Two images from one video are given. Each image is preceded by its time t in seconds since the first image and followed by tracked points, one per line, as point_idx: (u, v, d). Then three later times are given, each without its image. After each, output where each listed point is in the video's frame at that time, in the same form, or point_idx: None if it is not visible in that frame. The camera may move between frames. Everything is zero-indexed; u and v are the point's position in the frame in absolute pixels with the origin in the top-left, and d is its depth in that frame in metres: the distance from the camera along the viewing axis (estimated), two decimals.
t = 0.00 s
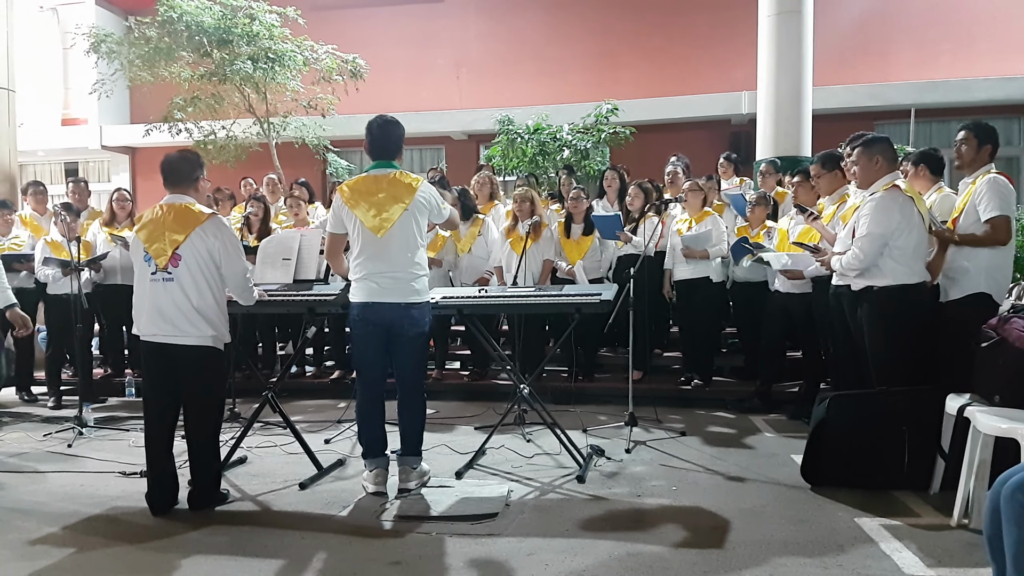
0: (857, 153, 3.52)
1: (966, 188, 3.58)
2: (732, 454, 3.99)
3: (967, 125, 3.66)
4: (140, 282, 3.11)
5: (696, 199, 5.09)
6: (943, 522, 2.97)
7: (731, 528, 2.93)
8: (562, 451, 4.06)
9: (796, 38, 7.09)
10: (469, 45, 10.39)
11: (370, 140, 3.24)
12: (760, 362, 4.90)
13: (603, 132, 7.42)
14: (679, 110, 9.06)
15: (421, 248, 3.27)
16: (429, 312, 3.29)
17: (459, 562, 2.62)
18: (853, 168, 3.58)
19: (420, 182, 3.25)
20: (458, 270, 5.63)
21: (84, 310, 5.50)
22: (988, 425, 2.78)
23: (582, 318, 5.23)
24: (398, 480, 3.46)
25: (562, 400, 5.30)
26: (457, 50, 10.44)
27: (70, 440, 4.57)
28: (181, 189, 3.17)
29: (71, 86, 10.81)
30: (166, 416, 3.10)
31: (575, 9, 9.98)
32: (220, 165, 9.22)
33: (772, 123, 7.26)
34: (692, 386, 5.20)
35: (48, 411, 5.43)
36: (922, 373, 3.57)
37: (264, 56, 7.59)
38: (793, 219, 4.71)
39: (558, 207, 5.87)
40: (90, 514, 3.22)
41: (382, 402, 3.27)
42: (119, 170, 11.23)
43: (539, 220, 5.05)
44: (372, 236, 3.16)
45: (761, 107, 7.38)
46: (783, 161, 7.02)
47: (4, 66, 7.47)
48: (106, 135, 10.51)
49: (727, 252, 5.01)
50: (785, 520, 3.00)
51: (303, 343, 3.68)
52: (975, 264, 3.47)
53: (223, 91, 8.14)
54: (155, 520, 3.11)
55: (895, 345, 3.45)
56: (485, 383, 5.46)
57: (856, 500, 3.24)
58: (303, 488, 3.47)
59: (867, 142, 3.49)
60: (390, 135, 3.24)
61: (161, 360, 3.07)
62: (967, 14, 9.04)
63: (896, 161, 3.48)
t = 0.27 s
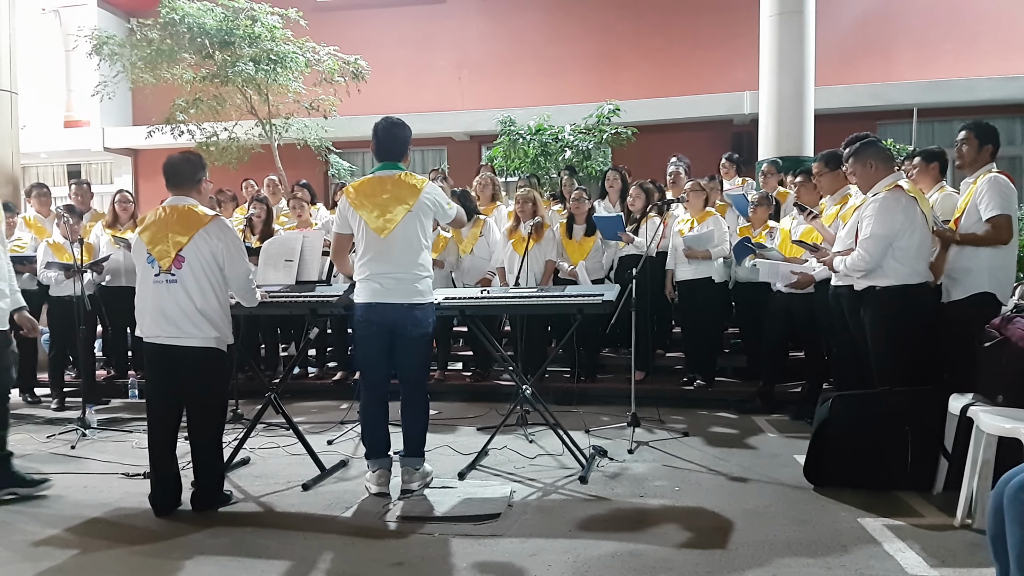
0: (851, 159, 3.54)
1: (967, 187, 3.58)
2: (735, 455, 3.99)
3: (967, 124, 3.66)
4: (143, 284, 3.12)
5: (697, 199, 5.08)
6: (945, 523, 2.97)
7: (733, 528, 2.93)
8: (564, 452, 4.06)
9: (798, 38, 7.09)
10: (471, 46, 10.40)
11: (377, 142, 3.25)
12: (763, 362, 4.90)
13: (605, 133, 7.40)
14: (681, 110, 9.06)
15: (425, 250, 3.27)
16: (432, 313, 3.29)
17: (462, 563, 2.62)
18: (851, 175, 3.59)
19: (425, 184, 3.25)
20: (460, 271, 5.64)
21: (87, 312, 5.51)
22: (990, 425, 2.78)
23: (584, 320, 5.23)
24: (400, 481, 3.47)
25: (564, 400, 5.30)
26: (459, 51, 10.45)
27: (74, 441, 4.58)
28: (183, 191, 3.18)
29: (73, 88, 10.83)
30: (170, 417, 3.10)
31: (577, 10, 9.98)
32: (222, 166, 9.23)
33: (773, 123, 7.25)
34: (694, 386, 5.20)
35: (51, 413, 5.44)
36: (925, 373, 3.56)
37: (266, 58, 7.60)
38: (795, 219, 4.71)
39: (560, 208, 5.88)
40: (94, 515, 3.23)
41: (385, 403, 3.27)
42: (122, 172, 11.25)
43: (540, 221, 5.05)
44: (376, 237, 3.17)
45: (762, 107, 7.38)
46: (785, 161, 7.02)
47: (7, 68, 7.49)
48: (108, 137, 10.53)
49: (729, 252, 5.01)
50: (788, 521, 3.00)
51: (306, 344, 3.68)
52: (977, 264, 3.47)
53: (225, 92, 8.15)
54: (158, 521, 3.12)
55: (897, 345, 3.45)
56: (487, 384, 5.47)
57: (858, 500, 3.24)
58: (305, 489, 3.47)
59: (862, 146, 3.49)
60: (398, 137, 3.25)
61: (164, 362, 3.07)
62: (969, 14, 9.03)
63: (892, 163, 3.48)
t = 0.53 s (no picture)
0: (849, 165, 3.55)
1: (970, 188, 3.58)
2: (738, 456, 3.98)
3: (970, 125, 3.66)
4: (147, 286, 3.12)
5: (700, 200, 5.08)
6: (949, 524, 2.96)
7: (736, 529, 2.92)
8: (567, 453, 4.06)
9: (801, 38, 7.08)
10: (474, 47, 10.40)
11: (385, 144, 3.26)
12: (766, 363, 4.90)
13: (608, 134, 7.39)
14: (683, 111, 9.06)
15: (432, 251, 3.27)
16: (437, 313, 3.29)
17: (465, 564, 2.62)
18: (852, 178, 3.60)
19: (431, 185, 3.26)
20: (463, 272, 5.65)
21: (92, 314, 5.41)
22: (994, 426, 2.77)
23: (586, 321, 5.23)
24: (404, 482, 3.47)
25: (567, 401, 5.30)
26: (462, 52, 10.46)
27: (77, 442, 4.59)
28: (186, 192, 3.19)
29: (77, 90, 10.86)
30: (174, 417, 3.11)
31: (579, 11, 9.99)
32: (226, 168, 9.24)
33: (776, 124, 7.25)
34: (697, 387, 5.20)
35: (55, 414, 5.45)
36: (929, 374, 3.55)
37: (269, 60, 7.61)
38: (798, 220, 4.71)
39: (563, 209, 5.89)
40: (98, 515, 3.23)
41: (389, 403, 3.28)
42: (125, 173, 11.27)
43: (543, 222, 5.05)
44: (383, 237, 3.18)
45: (765, 108, 7.38)
46: (788, 161, 7.02)
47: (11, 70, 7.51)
48: (112, 139, 10.55)
49: (732, 253, 5.00)
50: (791, 522, 3.00)
51: (309, 344, 3.69)
52: (980, 264, 3.46)
53: (228, 94, 8.17)
54: (161, 522, 3.12)
55: (901, 345, 3.44)
56: (490, 385, 5.47)
57: (862, 501, 3.23)
58: (309, 489, 3.48)
59: (858, 151, 3.51)
60: (405, 139, 3.26)
61: (168, 362, 3.08)
62: (972, 14, 9.01)
63: (890, 164, 3.48)
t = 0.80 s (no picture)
0: (849, 167, 3.55)
1: (971, 188, 3.58)
2: (740, 456, 3.98)
3: (972, 125, 3.66)
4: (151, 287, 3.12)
5: (702, 201, 5.10)
6: (952, 524, 2.96)
7: (739, 530, 2.92)
8: (569, 453, 4.06)
9: (803, 38, 7.07)
10: (476, 48, 10.41)
11: (392, 145, 3.28)
12: (768, 364, 4.89)
13: (610, 134, 7.41)
14: (685, 111, 9.06)
15: (436, 252, 3.28)
16: (441, 314, 3.29)
17: (467, 564, 2.63)
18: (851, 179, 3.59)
19: (437, 186, 3.27)
20: (465, 273, 5.67)
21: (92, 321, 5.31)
22: (997, 426, 2.77)
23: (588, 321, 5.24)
24: (406, 482, 3.46)
25: (569, 401, 5.30)
26: (464, 52, 10.46)
27: (80, 442, 4.60)
28: (189, 194, 3.19)
29: (79, 91, 10.87)
30: (177, 417, 3.11)
31: (581, 11, 9.98)
32: (228, 168, 9.25)
33: (778, 124, 7.24)
34: (699, 388, 5.19)
35: (57, 414, 5.46)
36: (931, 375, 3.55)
37: (272, 60, 7.61)
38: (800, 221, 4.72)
39: (565, 210, 5.88)
40: (100, 516, 3.24)
41: (392, 404, 3.28)
42: (128, 174, 11.27)
43: (545, 223, 5.05)
44: (387, 237, 3.19)
45: (767, 108, 7.37)
46: (790, 162, 7.04)
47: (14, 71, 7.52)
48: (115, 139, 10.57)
49: (734, 254, 5.00)
50: (794, 522, 3.00)
51: (312, 345, 3.69)
52: (983, 265, 3.45)
53: (230, 94, 8.17)
54: (164, 522, 3.13)
55: (903, 345, 3.44)
56: (492, 386, 5.47)
57: (864, 501, 3.23)
58: (311, 490, 3.48)
59: (857, 153, 3.51)
60: (412, 141, 3.27)
61: (171, 363, 3.08)
62: (974, 14, 9.00)
63: (889, 165, 3.48)
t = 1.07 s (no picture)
0: (849, 166, 3.55)
1: (974, 188, 3.57)
2: (743, 456, 3.98)
3: (975, 124, 3.65)
4: (157, 288, 3.12)
5: (705, 200, 5.11)
6: (955, 524, 2.95)
7: (741, 530, 2.92)
8: (572, 454, 4.06)
9: (806, 38, 7.07)
10: (478, 48, 10.41)
11: (397, 146, 3.29)
12: (771, 364, 4.89)
13: (612, 134, 7.42)
14: (688, 111, 9.06)
15: (441, 252, 3.28)
16: (444, 314, 3.29)
17: (470, 565, 2.63)
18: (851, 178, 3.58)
19: (443, 186, 3.27)
20: (468, 273, 5.64)
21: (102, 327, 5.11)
22: (1000, 426, 2.76)
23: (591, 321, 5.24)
24: (409, 483, 3.46)
25: (572, 402, 5.31)
26: (466, 53, 10.46)
27: (83, 443, 4.61)
28: (193, 195, 3.20)
29: (81, 92, 10.90)
30: (181, 418, 3.11)
31: (583, 11, 9.98)
32: (230, 169, 9.26)
33: (781, 124, 7.24)
34: (702, 388, 5.19)
35: (61, 415, 5.47)
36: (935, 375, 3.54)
37: (274, 61, 7.62)
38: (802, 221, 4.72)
39: (566, 210, 5.88)
40: (104, 517, 3.25)
41: (395, 404, 3.28)
42: (130, 176, 11.30)
43: (547, 223, 5.05)
44: (392, 238, 3.21)
45: (770, 108, 7.37)
46: (792, 162, 7.03)
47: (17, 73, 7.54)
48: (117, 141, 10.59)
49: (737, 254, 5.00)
50: (796, 522, 3.00)
51: (315, 345, 3.69)
52: (986, 264, 3.45)
53: (233, 96, 8.18)
54: (167, 523, 3.13)
55: (906, 344, 3.43)
56: (494, 386, 5.48)
57: (867, 501, 3.23)
58: (314, 491, 3.48)
59: (858, 153, 3.51)
60: (418, 142, 3.28)
61: (175, 364, 3.08)
62: (976, 13, 8.99)
63: (890, 166, 3.48)
